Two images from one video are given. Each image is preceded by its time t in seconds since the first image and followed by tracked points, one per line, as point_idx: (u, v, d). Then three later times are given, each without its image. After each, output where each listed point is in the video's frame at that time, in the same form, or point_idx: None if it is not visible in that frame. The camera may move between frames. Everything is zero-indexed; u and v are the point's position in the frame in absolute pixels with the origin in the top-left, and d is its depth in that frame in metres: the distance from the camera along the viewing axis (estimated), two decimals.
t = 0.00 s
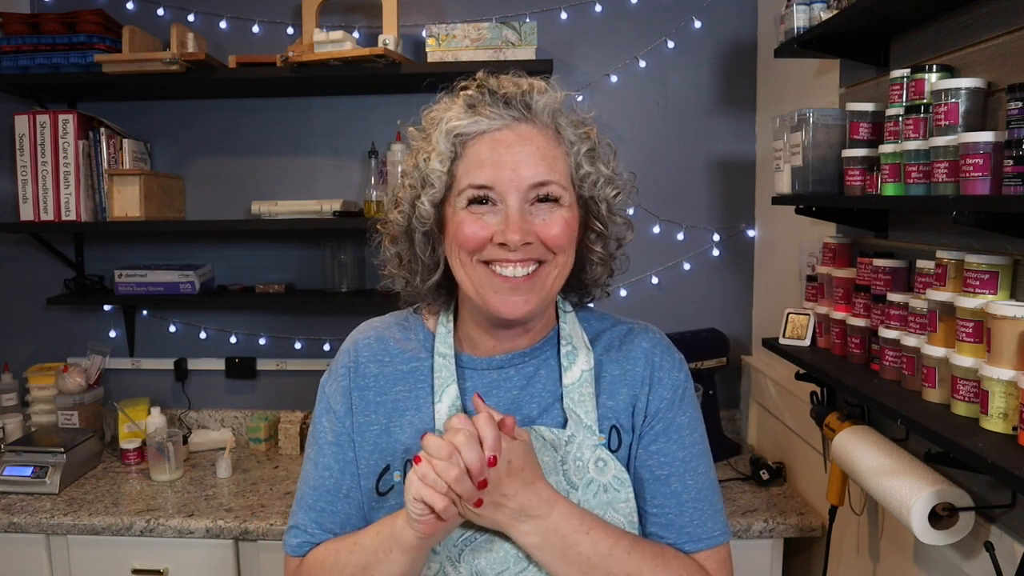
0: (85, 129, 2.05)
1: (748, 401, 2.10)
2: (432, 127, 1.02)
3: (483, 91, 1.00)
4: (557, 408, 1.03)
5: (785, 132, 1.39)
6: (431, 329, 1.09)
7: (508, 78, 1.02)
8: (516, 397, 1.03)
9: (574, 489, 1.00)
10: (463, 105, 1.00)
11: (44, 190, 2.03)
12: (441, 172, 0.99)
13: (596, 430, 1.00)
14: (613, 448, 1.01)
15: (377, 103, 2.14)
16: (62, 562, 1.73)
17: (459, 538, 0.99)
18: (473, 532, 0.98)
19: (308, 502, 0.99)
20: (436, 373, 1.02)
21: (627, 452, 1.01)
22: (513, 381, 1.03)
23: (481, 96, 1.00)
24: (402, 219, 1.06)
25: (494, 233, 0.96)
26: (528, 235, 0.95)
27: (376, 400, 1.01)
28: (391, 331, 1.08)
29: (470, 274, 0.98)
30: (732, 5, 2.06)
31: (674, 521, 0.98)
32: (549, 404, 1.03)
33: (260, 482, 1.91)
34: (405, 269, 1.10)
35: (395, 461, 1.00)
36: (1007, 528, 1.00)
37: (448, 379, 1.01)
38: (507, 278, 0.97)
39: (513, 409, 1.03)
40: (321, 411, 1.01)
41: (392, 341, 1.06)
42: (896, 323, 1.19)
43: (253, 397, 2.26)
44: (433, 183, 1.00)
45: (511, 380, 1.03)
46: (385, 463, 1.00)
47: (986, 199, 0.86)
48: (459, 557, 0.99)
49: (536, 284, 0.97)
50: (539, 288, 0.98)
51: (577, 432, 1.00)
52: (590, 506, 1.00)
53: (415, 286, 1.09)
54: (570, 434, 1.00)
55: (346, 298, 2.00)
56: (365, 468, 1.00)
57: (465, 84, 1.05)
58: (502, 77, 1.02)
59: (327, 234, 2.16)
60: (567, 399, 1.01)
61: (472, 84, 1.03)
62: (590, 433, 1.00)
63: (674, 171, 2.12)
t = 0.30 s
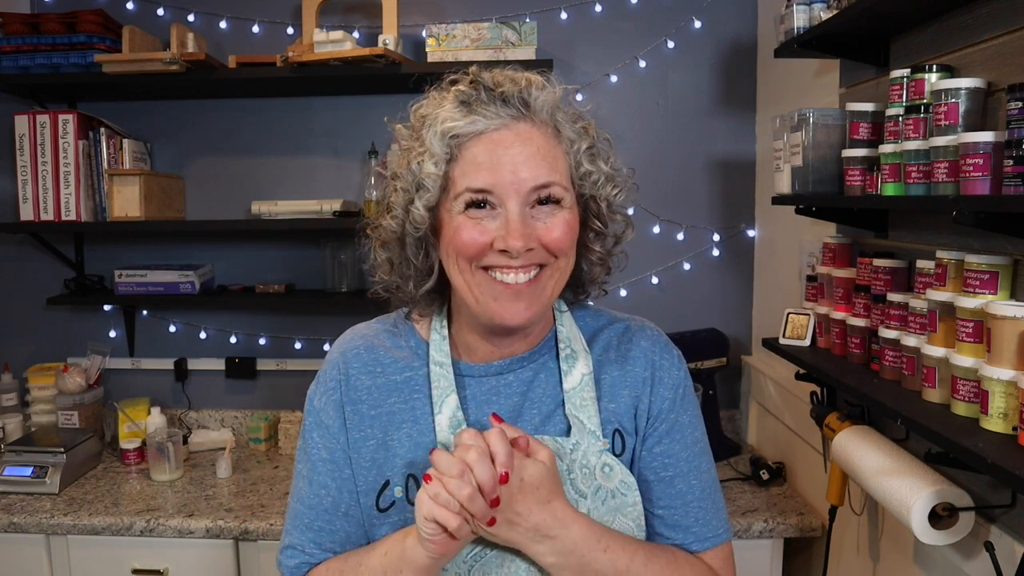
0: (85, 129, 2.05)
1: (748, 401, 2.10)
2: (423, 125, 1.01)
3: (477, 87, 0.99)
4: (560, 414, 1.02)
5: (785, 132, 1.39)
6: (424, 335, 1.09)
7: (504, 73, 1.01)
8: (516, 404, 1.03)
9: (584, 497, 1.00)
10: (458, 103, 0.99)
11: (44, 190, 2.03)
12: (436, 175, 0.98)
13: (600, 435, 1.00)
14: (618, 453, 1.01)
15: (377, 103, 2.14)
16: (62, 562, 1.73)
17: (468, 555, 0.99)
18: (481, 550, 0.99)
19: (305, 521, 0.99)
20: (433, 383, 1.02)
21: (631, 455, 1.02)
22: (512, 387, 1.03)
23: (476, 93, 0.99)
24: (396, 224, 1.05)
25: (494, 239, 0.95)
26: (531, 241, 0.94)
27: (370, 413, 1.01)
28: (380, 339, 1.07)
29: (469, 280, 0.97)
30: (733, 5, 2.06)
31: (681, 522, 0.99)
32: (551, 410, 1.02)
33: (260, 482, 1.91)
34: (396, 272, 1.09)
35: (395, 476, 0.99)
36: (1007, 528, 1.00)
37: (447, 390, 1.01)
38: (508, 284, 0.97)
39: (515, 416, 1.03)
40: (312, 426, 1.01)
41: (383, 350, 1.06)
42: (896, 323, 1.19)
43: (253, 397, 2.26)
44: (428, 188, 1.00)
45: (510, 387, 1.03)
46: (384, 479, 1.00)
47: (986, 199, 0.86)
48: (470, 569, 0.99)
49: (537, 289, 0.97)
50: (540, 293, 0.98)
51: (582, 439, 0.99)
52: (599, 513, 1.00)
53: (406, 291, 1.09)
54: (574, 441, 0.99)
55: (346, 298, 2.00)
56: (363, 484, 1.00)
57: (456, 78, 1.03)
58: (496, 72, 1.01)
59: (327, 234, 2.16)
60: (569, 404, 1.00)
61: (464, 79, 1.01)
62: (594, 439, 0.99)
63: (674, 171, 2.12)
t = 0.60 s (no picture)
0: (85, 129, 2.05)
1: (748, 401, 2.10)
2: (416, 128, 1.01)
3: (468, 88, 0.99)
4: (564, 420, 1.02)
5: (785, 132, 1.40)
6: (427, 338, 1.09)
7: (496, 73, 1.00)
8: (519, 409, 1.02)
9: (585, 506, 1.00)
10: (448, 104, 0.98)
11: (44, 190, 2.03)
12: (429, 178, 0.98)
13: (604, 443, 1.00)
14: (623, 460, 1.00)
15: (377, 103, 2.14)
16: (62, 562, 1.73)
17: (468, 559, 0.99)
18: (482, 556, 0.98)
19: (303, 521, 0.99)
20: (436, 386, 1.01)
21: (637, 462, 1.01)
22: (515, 392, 1.03)
23: (468, 93, 0.98)
24: (392, 229, 1.06)
25: (487, 242, 0.95)
26: (523, 244, 0.94)
27: (371, 415, 1.01)
28: (383, 341, 1.08)
29: (464, 283, 0.98)
30: (733, 5, 2.06)
31: (693, 527, 0.99)
32: (554, 416, 1.02)
33: (260, 482, 1.91)
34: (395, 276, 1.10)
35: (396, 480, 0.99)
36: (1007, 528, 1.00)
37: (449, 393, 1.01)
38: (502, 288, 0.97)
39: (518, 422, 1.02)
40: (313, 426, 1.01)
41: (386, 352, 1.06)
42: (896, 323, 1.19)
43: (253, 397, 2.26)
44: (421, 191, 1.00)
45: (513, 391, 1.03)
46: (384, 482, 0.99)
47: (986, 199, 0.86)
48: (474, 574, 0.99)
49: (532, 292, 0.98)
50: (536, 296, 0.98)
51: (585, 447, 0.99)
52: (602, 521, 1.01)
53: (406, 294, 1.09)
54: (578, 449, 0.99)
55: (346, 298, 2.00)
56: (363, 486, 1.00)
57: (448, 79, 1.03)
58: (487, 72, 1.01)
59: (327, 234, 2.16)
60: (573, 411, 1.00)
61: (456, 81, 1.01)
62: (598, 446, 0.99)
63: (674, 171, 2.12)
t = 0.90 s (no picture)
0: (85, 129, 2.05)
1: (748, 401, 2.10)
2: (415, 127, 1.03)
3: (462, 87, 1.00)
4: (567, 414, 1.01)
5: (785, 132, 1.39)
6: (440, 326, 1.09)
7: (492, 72, 1.01)
8: (524, 398, 1.02)
9: (581, 497, 0.98)
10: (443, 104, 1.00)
11: (44, 190, 2.03)
12: (426, 175, 1.00)
13: (607, 438, 0.98)
14: (626, 457, 0.98)
15: (377, 103, 2.14)
16: (62, 562, 1.73)
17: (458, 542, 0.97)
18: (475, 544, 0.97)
19: (308, 496, 1.00)
20: (442, 371, 1.02)
21: (641, 461, 0.98)
22: (519, 381, 1.02)
23: (461, 93, 0.99)
24: (393, 223, 1.08)
25: (475, 237, 0.96)
26: (508, 241, 0.94)
27: (380, 397, 1.02)
28: (399, 328, 1.09)
29: (459, 274, 0.99)
30: (733, 5, 2.06)
31: (698, 534, 0.96)
32: (558, 409, 1.01)
33: (260, 482, 1.91)
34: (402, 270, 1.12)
35: (397, 460, 0.99)
36: (1007, 528, 1.00)
37: (455, 377, 1.01)
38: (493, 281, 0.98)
39: (523, 411, 1.01)
40: (325, 406, 1.03)
41: (400, 337, 1.07)
42: (896, 323, 1.19)
43: (253, 397, 2.26)
44: (419, 187, 1.02)
45: (518, 380, 1.02)
46: (386, 461, 0.99)
47: (986, 199, 0.86)
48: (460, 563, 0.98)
49: (523, 285, 0.98)
50: (527, 289, 0.98)
51: (587, 440, 0.98)
52: (597, 516, 0.98)
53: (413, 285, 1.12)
54: (578, 441, 0.98)
55: (346, 299, 2.00)
56: (365, 465, 1.00)
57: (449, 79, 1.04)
58: (483, 72, 1.01)
59: (327, 234, 2.16)
60: (576, 406, 0.99)
61: (453, 81, 1.02)
62: (599, 441, 0.98)
63: (674, 171, 2.12)
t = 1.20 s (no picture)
0: (85, 129, 2.05)
1: (748, 401, 2.10)
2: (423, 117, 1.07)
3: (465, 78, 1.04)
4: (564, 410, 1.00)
5: (785, 132, 1.40)
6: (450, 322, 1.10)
7: (495, 66, 1.04)
8: (522, 393, 1.01)
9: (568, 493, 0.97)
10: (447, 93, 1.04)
11: (44, 190, 2.03)
12: (429, 160, 1.05)
13: (600, 437, 0.96)
14: (620, 457, 0.96)
15: (377, 104, 2.14)
16: (62, 562, 1.73)
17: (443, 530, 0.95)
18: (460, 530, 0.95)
19: (319, 481, 1.02)
20: (443, 362, 1.02)
21: (637, 463, 0.96)
22: (519, 376, 1.02)
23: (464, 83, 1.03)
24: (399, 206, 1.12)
25: (470, 216, 0.97)
26: (499, 215, 0.95)
27: (386, 387, 1.03)
28: (413, 325, 1.10)
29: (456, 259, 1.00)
30: (733, 4, 2.06)
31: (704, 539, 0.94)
32: (554, 404, 1.00)
33: (260, 482, 1.91)
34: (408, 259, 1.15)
35: (396, 447, 0.99)
36: (1007, 528, 1.00)
37: (454, 368, 1.01)
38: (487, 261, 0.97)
39: (522, 406, 1.00)
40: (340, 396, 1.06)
41: (411, 332, 1.08)
42: (896, 323, 1.19)
43: (254, 397, 2.26)
44: (422, 171, 1.06)
45: (517, 374, 1.02)
46: (385, 449, 0.99)
47: (986, 199, 0.86)
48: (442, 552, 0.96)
49: (516, 267, 0.96)
50: (519, 271, 0.96)
51: (579, 438, 0.96)
52: (584, 512, 0.96)
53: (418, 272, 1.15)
54: (570, 438, 0.97)
55: (346, 299, 2.00)
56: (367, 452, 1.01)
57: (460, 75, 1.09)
58: (487, 66, 1.05)
59: (327, 234, 2.15)
60: (573, 405, 0.98)
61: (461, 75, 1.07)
62: (592, 439, 0.96)
63: (674, 171, 2.12)
